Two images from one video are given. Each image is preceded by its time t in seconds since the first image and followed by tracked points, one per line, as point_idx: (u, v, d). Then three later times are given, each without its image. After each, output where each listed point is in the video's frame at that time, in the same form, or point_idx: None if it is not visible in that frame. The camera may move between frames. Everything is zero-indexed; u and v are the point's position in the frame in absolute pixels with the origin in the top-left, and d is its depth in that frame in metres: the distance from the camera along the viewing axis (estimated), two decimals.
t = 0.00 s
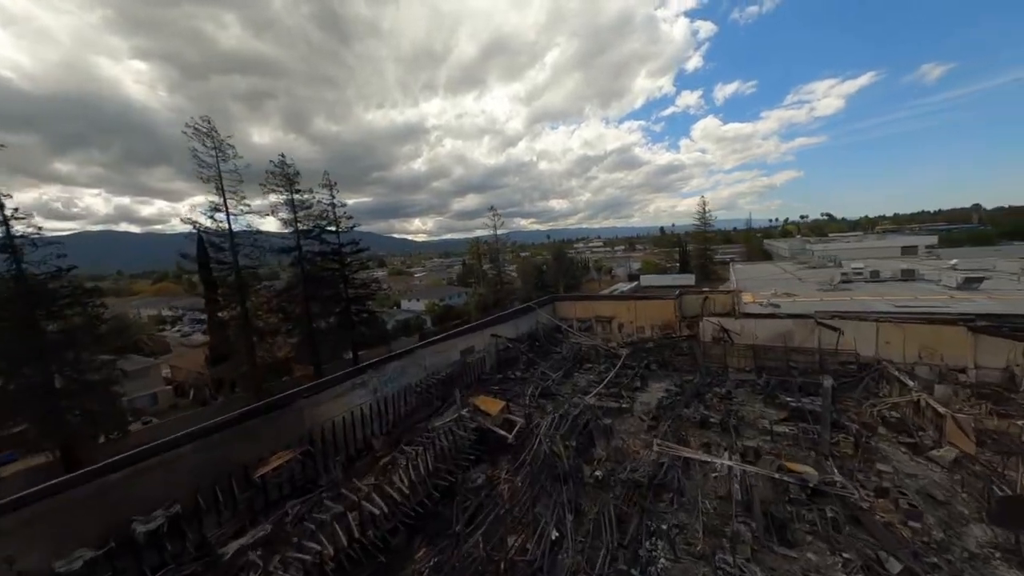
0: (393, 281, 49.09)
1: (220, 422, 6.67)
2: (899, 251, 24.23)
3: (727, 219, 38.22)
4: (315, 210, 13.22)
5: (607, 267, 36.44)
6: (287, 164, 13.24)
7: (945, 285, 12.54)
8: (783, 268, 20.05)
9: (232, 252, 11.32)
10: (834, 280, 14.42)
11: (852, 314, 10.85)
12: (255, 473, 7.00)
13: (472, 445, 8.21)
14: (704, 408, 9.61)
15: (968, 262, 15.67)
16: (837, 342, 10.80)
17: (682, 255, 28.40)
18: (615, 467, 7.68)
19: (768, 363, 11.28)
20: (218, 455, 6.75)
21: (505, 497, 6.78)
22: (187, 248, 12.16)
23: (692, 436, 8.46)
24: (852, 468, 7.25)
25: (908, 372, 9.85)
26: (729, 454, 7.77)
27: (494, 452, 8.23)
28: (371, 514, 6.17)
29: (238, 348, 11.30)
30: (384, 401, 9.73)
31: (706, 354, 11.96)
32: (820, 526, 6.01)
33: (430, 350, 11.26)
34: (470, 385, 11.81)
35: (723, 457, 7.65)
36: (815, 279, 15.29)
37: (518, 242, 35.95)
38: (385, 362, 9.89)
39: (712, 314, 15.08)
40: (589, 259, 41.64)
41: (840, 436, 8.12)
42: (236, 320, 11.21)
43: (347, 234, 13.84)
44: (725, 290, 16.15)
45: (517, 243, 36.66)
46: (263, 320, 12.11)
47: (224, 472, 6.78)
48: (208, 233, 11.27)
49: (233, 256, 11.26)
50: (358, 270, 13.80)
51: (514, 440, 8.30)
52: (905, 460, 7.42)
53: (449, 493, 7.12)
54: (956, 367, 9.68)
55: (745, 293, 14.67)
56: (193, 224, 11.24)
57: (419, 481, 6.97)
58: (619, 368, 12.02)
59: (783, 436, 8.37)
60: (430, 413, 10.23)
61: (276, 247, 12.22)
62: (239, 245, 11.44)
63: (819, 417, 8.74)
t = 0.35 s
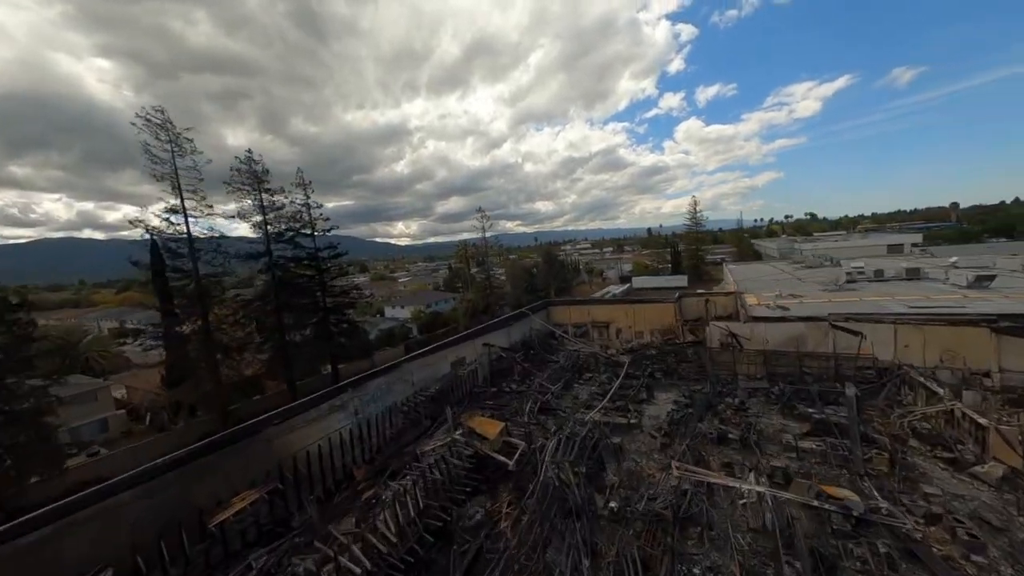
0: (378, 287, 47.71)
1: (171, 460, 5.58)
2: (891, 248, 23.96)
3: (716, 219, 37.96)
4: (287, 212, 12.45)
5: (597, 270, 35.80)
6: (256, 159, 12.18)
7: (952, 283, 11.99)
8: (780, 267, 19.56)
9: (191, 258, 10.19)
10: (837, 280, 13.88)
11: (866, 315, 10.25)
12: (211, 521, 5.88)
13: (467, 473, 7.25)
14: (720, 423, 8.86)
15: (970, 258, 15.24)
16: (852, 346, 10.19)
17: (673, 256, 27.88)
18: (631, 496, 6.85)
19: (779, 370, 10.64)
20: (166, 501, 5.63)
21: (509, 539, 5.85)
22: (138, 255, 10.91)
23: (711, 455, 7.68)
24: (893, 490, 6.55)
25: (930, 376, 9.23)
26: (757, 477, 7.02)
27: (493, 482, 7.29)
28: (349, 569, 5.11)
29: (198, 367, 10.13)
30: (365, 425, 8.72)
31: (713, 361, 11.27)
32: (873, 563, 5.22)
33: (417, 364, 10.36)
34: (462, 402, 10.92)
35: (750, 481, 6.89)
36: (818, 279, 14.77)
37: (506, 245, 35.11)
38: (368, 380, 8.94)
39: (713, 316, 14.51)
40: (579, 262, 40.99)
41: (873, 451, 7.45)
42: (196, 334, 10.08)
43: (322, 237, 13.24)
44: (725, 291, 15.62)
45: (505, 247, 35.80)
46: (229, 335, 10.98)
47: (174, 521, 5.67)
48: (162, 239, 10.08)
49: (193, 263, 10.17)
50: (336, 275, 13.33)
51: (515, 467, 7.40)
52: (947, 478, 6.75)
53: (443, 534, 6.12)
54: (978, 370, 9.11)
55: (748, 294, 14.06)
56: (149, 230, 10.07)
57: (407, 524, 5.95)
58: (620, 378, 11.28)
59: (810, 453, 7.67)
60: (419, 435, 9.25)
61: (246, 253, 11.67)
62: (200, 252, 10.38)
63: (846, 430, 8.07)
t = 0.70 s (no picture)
0: (364, 293, 46.53)
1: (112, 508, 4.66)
2: (882, 245, 23.84)
3: (704, 219, 37.86)
4: (257, 214, 11.88)
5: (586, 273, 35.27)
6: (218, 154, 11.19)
7: (959, 282, 11.58)
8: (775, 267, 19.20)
9: (147, 268, 9.37)
10: (839, 280, 13.45)
11: (880, 317, 9.76)
12: None
13: (465, 507, 6.38)
14: (736, 438, 8.23)
15: (970, 255, 14.91)
16: (868, 349, 9.66)
17: (665, 257, 27.47)
18: (650, 527, 6.09)
19: (791, 376, 10.07)
20: (104, 558, 4.69)
21: None
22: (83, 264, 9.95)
23: (733, 475, 7.01)
24: (937, 514, 5.95)
25: (951, 381, 8.73)
26: (787, 500, 6.38)
27: (495, 515, 6.44)
28: None
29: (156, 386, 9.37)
30: (346, 452, 7.83)
31: (721, 368, 10.61)
32: None
33: (404, 380, 9.54)
34: (454, 419, 10.13)
35: (781, 505, 6.22)
36: (818, 279, 14.34)
37: (495, 247, 34.34)
38: (350, 399, 8.09)
39: (715, 319, 13.96)
40: (569, 264, 40.48)
41: (907, 467, 6.87)
42: (154, 349, 9.39)
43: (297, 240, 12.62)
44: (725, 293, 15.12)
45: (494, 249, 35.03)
46: (191, 350, 10.12)
47: None
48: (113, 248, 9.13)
49: (148, 271, 9.34)
50: (314, 282, 12.75)
51: (519, 497, 6.58)
52: (993, 497, 6.18)
53: None
54: (1000, 374, 8.65)
55: (748, 295, 13.53)
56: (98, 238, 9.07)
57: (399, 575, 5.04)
58: (622, 388, 10.65)
59: (839, 470, 7.07)
60: (407, 460, 8.40)
61: (208, 261, 10.84)
62: (157, 259, 9.55)
63: (874, 443, 7.50)
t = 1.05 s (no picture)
0: (347, 298, 45.18)
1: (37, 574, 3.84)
2: (870, 243, 23.79)
3: (691, 220, 37.76)
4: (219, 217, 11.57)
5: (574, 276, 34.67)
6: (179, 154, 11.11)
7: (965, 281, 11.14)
8: (769, 267, 18.85)
9: (85, 276, 8.63)
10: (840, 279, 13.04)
11: (895, 318, 9.24)
12: None
13: (463, 551, 5.42)
14: (756, 455, 7.58)
15: (968, 252, 14.60)
16: (885, 353, 9.09)
17: (655, 258, 27.07)
18: (677, 568, 5.27)
19: (803, 384, 9.48)
20: None
21: None
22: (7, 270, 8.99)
23: (762, 500, 6.32)
24: (996, 541, 5.30)
25: (976, 385, 8.20)
26: (824, 528, 5.73)
27: (499, 558, 5.54)
28: None
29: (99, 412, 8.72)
30: (322, 486, 6.88)
31: (729, 376, 10.00)
32: None
33: (388, 399, 8.64)
34: (443, 441, 9.26)
35: (822, 536, 5.52)
36: (817, 278, 13.92)
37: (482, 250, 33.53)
38: (327, 425, 7.16)
39: (715, 323, 13.33)
40: (557, 266, 39.95)
41: (949, 485, 6.26)
42: (93, 370, 8.67)
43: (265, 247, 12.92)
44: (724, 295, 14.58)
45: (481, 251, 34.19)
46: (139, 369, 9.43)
47: None
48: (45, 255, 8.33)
49: (87, 280, 8.61)
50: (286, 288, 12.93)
51: (526, 535, 5.71)
52: None
53: None
54: None
55: (749, 296, 13.01)
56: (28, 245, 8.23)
57: None
58: (624, 400, 9.96)
59: (875, 490, 6.44)
60: (394, 492, 7.49)
61: (168, 267, 10.74)
62: (99, 266, 8.82)
63: (906, 457, 6.92)
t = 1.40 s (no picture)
0: (328, 304, 43.87)
1: None
2: (855, 242, 23.88)
3: (676, 221, 37.78)
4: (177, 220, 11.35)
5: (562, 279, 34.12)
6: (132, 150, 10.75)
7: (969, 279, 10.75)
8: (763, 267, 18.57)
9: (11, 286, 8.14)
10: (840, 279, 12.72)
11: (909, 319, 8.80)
12: None
13: None
14: (778, 473, 6.99)
15: (962, 250, 14.40)
16: (900, 357, 8.62)
17: (643, 260, 26.76)
18: None
19: (815, 391, 9.00)
20: None
21: None
22: None
23: (794, 525, 5.72)
24: None
25: (999, 390, 7.78)
26: (866, 556, 5.15)
27: None
28: None
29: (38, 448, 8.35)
30: (297, 524, 6.02)
31: (737, 383, 9.46)
32: None
33: (371, 418, 7.86)
34: (434, 462, 8.51)
35: (866, 567, 4.93)
36: (817, 278, 13.57)
37: (467, 253, 32.79)
38: (303, 452, 6.31)
39: (715, 326, 12.82)
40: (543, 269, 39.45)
41: (992, 503, 5.76)
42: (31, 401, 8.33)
43: (233, 253, 12.92)
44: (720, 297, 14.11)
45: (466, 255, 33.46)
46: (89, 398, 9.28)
47: None
48: None
49: (16, 291, 8.13)
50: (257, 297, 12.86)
51: None
52: None
53: None
54: None
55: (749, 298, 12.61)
56: None
57: None
58: (626, 411, 9.38)
59: (912, 510, 5.90)
60: (379, 526, 6.68)
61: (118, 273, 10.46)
62: (32, 276, 8.36)
63: (940, 471, 6.42)
